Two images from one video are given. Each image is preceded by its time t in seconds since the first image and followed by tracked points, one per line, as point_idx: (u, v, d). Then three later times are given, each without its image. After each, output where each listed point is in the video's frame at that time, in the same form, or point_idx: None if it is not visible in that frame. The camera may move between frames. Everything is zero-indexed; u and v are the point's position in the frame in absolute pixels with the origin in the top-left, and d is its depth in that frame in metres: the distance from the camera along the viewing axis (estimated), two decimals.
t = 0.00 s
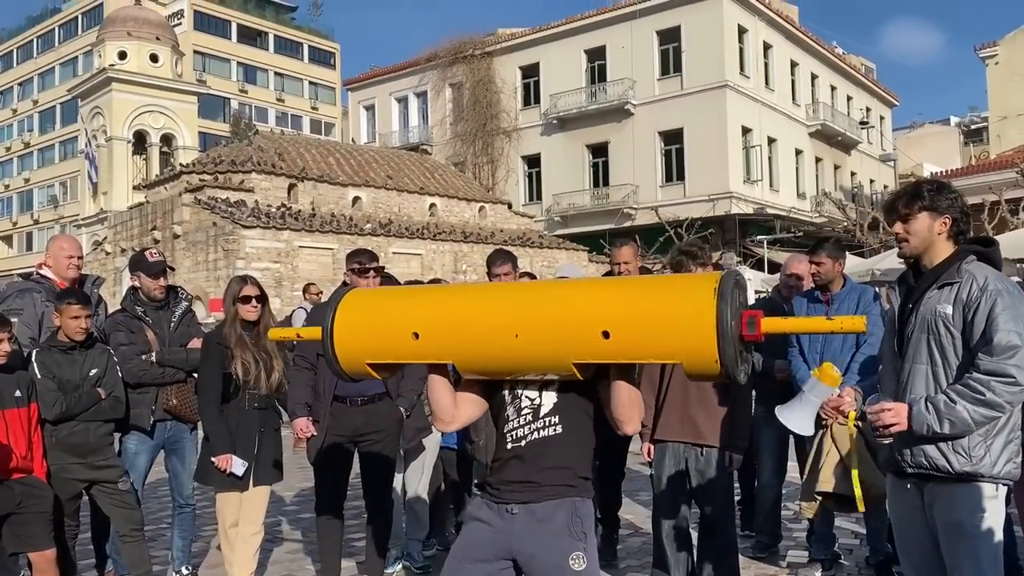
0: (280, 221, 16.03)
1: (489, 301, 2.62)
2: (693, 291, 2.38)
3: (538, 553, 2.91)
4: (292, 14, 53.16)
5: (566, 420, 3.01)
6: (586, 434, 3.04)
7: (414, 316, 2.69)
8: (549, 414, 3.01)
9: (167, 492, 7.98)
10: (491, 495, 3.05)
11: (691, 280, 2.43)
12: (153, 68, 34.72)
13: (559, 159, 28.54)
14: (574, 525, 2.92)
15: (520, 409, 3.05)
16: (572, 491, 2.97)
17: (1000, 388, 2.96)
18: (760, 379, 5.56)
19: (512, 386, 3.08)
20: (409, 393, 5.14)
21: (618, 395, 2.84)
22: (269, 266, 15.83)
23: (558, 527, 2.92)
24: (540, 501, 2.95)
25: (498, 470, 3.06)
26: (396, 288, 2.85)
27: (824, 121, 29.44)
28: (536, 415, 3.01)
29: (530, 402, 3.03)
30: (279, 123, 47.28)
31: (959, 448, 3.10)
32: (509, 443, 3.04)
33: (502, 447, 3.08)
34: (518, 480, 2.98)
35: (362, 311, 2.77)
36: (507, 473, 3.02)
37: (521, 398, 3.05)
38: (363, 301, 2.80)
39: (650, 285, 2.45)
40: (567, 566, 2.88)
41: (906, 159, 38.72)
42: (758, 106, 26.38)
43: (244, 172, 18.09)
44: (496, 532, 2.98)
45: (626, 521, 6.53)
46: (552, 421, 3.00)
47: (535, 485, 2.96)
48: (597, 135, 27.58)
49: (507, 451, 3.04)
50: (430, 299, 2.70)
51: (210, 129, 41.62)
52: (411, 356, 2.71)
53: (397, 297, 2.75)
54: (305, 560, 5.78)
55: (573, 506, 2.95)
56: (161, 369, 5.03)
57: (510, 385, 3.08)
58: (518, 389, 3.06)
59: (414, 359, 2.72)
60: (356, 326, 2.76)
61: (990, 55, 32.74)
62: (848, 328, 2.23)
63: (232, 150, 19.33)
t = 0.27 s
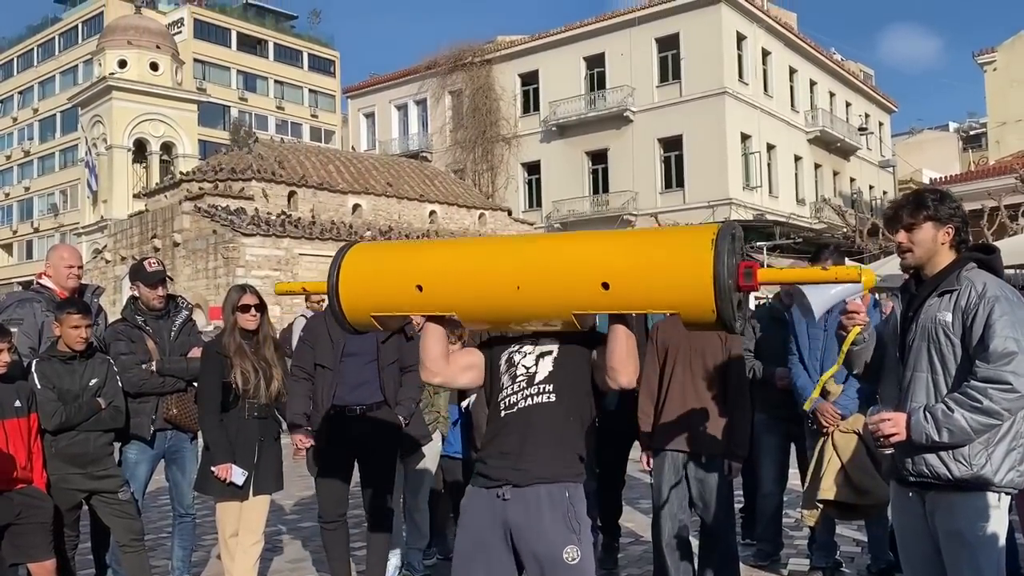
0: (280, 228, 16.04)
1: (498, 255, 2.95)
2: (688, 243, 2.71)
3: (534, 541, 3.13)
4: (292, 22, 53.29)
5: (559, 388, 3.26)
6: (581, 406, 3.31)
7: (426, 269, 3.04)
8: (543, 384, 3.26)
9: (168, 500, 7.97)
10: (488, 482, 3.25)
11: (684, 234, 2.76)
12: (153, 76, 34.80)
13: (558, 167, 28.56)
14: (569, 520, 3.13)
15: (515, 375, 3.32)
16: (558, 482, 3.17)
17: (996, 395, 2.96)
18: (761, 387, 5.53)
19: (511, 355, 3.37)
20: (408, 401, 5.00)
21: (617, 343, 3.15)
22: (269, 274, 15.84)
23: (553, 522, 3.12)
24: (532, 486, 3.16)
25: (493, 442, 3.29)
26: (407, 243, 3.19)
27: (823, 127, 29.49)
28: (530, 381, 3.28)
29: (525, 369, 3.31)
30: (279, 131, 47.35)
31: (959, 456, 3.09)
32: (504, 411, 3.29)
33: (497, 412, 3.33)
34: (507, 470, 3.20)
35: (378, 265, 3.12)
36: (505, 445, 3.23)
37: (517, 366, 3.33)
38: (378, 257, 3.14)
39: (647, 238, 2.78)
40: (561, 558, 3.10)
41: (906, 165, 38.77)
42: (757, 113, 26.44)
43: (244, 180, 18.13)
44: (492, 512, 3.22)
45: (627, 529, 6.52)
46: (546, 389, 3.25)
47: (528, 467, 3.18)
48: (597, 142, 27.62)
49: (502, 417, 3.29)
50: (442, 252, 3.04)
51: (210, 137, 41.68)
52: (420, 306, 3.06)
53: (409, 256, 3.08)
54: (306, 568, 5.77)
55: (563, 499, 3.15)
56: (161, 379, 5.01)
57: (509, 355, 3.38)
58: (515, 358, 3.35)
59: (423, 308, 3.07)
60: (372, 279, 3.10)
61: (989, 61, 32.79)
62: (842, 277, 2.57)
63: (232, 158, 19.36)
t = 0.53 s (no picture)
0: (280, 233, 16.04)
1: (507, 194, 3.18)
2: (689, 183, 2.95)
3: (523, 554, 3.16)
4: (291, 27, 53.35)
5: (550, 390, 3.33)
6: (577, 405, 3.36)
7: (437, 206, 3.29)
8: (534, 384, 3.34)
9: (167, 506, 7.96)
10: (480, 497, 3.30)
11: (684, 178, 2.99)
12: (152, 81, 34.81)
13: (558, 171, 28.56)
14: (559, 531, 3.17)
15: (506, 377, 3.41)
16: (547, 490, 3.21)
17: (1001, 397, 2.96)
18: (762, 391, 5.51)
19: (502, 357, 3.47)
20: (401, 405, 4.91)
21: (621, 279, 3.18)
22: (269, 278, 15.83)
23: (543, 534, 3.16)
24: (521, 497, 3.20)
25: (482, 445, 3.36)
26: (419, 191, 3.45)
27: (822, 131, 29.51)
28: (520, 383, 3.36)
29: (516, 370, 3.40)
30: (279, 136, 47.38)
31: (963, 458, 3.08)
32: (492, 412, 3.37)
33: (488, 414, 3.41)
34: (495, 478, 3.25)
35: (393, 207, 3.38)
36: (493, 450, 3.30)
37: (509, 367, 3.43)
38: (394, 199, 3.41)
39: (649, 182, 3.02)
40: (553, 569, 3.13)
41: (905, 169, 38.82)
42: (756, 117, 26.47)
43: (244, 185, 18.15)
44: (482, 525, 3.27)
45: (627, 534, 6.51)
46: (537, 389, 3.33)
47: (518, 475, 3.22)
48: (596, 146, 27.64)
49: (491, 417, 3.37)
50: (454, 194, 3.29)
51: (209, 142, 41.70)
52: (428, 242, 3.29)
53: (421, 197, 3.34)
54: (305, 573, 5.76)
55: (552, 512, 3.18)
56: (160, 384, 4.99)
57: (502, 359, 3.47)
58: (506, 360, 3.44)
59: (431, 246, 3.29)
60: (386, 216, 3.36)
61: (987, 65, 32.82)
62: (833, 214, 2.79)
63: (231, 163, 19.36)
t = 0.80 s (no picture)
0: (278, 236, 16.03)
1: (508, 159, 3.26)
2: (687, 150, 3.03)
3: (528, 554, 3.23)
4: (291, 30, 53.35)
5: (548, 390, 3.36)
6: (573, 404, 3.41)
7: (440, 170, 3.36)
8: (531, 384, 3.35)
9: (165, 509, 7.95)
10: (481, 499, 3.35)
11: (681, 145, 3.07)
12: (151, 84, 34.78)
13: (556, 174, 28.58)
14: (562, 530, 3.23)
15: (504, 376, 3.42)
16: (551, 489, 3.27)
17: (1004, 399, 2.97)
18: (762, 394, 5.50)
19: (498, 354, 3.47)
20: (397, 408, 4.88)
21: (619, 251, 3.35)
22: (267, 281, 15.82)
23: (546, 532, 3.23)
24: (525, 497, 3.26)
25: (481, 448, 3.40)
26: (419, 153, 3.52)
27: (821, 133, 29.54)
28: (518, 384, 3.37)
29: (513, 370, 3.40)
30: (278, 139, 47.37)
31: (966, 460, 3.08)
32: (490, 413, 3.40)
33: (485, 415, 3.43)
34: (498, 479, 3.30)
35: (397, 171, 3.45)
36: (492, 451, 3.35)
37: (506, 365, 3.43)
38: (398, 162, 3.48)
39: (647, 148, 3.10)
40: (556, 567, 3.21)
41: (903, 172, 38.88)
42: (755, 119, 26.50)
43: (242, 188, 18.17)
44: (486, 527, 3.32)
45: (626, 537, 6.51)
46: (535, 390, 3.35)
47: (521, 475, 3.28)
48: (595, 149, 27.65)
49: (488, 419, 3.40)
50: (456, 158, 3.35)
51: (209, 144, 41.67)
52: (429, 208, 3.38)
53: (422, 161, 3.41)
54: None
55: (555, 512, 3.24)
56: (159, 387, 4.98)
57: (498, 354, 3.47)
58: (503, 357, 3.44)
59: (431, 211, 3.39)
60: (389, 180, 3.44)
61: (985, 68, 32.84)
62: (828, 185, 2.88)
63: (230, 166, 19.35)
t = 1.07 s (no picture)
0: (277, 236, 16.01)
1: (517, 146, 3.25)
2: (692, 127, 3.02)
3: (547, 554, 3.25)
4: (290, 30, 53.32)
5: (564, 385, 3.36)
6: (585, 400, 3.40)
7: (450, 161, 3.36)
8: (546, 379, 3.35)
9: (162, 510, 7.95)
10: (504, 491, 3.36)
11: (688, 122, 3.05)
12: (150, 84, 34.81)
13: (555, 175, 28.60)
14: (580, 531, 3.26)
15: (517, 371, 3.42)
16: (569, 488, 3.29)
17: (994, 405, 2.95)
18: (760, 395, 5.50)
19: (511, 349, 3.47)
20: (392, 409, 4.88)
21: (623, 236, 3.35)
22: (266, 282, 15.82)
23: (565, 533, 3.25)
24: (545, 497, 3.28)
25: (497, 444, 3.41)
26: (428, 148, 3.52)
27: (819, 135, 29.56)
28: (532, 378, 3.37)
29: (526, 365, 3.40)
30: (276, 139, 47.39)
31: (957, 465, 3.08)
32: (505, 408, 3.40)
33: (498, 410, 3.44)
34: (515, 475, 3.32)
35: (407, 166, 3.47)
36: (507, 447, 3.37)
37: (519, 360, 3.43)
38: (407, 158, 3.49)
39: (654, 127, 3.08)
40: (573, 567, 3.23)
41: (901, 174, 38.93)
42: (753, 121, 26.52)
43: (241, 188, 18.17)
44: (505, 524, 3.33)
45: (624, 538, 6.51)
46: (549, 384, 3.35)
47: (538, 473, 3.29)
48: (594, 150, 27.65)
49: (502, 415, 3.41)
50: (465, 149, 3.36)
51: (208, 145, 41.70)
52: (439, 200, 3.38)
53: (431, 155, 3.42)
54: None
55: (573, 514, 3.27)
56: (156, 388, 4.98)
57: (511, 348, 3.47)
58: (516, 352, 3.44)
59: (441, 202, 3.38)
60: (400, 176, 3.45)
61: (984, 71, 32.74)
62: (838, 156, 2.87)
63: (229, 166, 19.35)
